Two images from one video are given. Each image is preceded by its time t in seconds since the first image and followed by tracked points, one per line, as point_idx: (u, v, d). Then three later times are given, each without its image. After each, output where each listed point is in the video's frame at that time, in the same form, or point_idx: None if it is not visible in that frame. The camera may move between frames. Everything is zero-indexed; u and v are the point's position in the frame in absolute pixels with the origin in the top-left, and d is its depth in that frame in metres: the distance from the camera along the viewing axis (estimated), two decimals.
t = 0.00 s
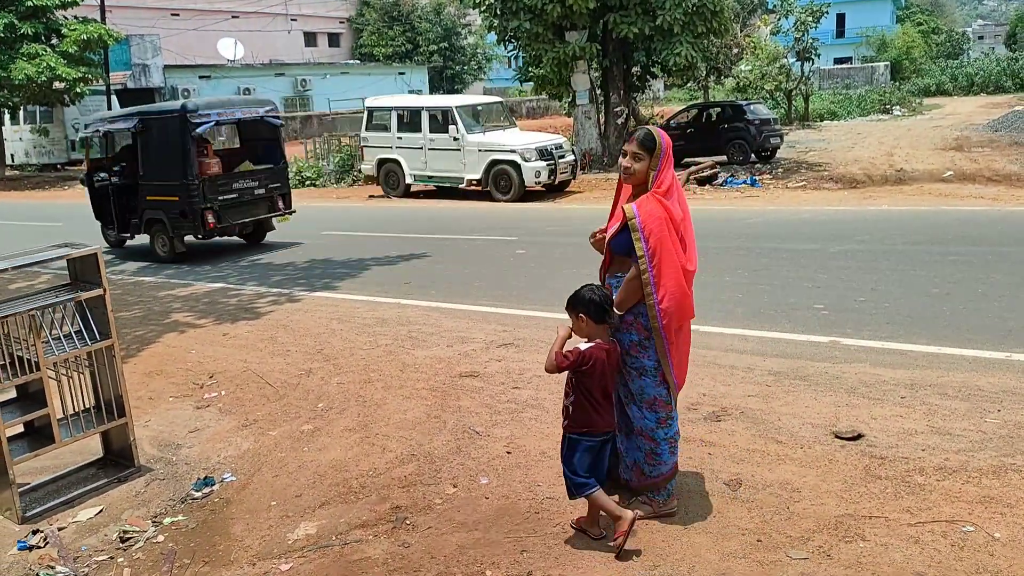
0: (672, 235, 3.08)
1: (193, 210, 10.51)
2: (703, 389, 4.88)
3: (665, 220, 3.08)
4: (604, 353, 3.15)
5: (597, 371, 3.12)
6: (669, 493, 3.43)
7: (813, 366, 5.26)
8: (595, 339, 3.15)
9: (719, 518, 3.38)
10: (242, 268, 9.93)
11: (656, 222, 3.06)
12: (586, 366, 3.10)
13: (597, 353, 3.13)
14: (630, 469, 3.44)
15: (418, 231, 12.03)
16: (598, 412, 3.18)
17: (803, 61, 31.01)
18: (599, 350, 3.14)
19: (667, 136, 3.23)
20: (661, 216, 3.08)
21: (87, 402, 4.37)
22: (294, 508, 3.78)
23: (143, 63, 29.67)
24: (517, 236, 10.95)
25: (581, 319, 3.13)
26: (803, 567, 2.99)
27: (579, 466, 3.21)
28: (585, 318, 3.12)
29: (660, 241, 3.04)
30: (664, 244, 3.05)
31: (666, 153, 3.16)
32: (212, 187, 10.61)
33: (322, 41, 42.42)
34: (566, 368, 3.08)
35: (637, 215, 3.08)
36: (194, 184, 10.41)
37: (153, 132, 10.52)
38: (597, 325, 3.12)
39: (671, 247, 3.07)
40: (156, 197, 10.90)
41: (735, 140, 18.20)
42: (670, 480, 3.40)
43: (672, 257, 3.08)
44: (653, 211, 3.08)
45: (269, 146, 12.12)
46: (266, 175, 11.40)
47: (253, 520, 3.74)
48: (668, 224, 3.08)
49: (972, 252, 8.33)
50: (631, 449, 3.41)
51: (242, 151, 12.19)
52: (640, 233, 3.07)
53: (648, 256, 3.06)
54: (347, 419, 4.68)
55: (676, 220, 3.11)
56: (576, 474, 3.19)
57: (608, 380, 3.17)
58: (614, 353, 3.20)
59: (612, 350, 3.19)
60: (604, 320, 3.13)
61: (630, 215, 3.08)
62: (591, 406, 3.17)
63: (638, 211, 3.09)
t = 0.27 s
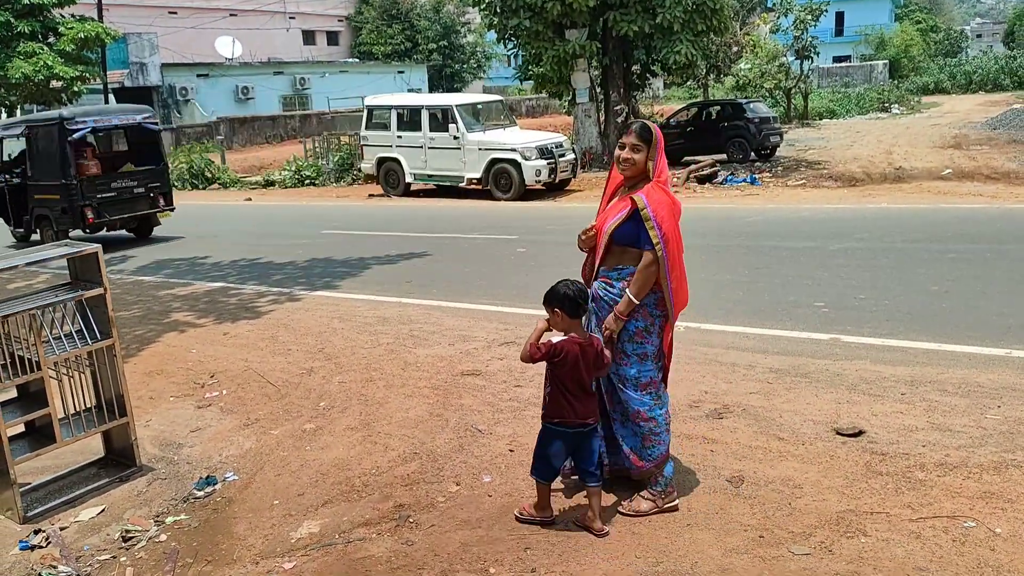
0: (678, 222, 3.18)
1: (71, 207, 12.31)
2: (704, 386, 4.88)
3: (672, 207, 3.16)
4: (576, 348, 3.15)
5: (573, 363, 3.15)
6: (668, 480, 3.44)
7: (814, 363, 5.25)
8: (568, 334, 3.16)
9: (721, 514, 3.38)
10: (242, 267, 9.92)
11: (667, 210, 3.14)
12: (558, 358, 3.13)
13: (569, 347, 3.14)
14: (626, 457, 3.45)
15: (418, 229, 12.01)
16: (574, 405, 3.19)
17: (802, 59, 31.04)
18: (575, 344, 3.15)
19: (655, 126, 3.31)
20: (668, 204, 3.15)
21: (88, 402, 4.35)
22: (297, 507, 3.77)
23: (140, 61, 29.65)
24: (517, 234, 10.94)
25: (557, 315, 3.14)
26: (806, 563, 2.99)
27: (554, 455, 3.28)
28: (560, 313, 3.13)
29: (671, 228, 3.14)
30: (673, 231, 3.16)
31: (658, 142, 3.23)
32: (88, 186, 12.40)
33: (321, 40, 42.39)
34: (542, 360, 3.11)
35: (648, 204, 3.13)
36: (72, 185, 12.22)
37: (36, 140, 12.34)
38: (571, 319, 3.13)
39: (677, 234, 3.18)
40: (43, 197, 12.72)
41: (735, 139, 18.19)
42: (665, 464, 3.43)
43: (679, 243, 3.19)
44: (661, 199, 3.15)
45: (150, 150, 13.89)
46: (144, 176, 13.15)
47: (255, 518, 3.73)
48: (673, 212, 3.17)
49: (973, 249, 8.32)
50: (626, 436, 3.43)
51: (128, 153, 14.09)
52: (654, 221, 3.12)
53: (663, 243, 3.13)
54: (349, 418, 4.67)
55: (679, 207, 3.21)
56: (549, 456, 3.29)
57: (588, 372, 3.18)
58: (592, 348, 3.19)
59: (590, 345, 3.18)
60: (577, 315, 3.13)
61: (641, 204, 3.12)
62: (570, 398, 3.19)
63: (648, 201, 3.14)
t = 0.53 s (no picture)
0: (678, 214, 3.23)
1: None
2: (706, 380, 4.89)
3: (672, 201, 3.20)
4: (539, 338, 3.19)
5: (534, 353, 3.20)
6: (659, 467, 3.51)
7: (815, 357, 5.26)
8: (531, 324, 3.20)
9: (724, 507, 3.39)
10: (243, 265, 9.93)
11: (669, 203, 3.18)
12: (521, 347, 3.19)
13: (530, 338, 3.19)
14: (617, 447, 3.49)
15: (419, 226, 12.02)
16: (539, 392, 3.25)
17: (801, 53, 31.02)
18: (535, 335, 3.19)
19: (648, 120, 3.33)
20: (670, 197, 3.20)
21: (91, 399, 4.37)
22: (300, 503, 3.79)
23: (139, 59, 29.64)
24: (517, 230, 10.94)
25: (524, 305, 3.19)
26: (809, 556, 3.00)
27: (522, 448, 3.34)
28: (525, 304, 3.18)
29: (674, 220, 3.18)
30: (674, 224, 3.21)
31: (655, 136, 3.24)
32: None
33: (319, 37, 42.34)
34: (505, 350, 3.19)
35: (652, 198, 3.16)
36: None
37: None
38: (535, 311, 3.17)
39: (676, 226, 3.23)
40: None
41: (735, 134, 18.14)
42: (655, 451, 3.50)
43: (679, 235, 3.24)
44: (662, 193, 3.18)
45: (56, 152, 14.70)
46: (49, 177, 14.05)
47: (260, 515, 3.74)
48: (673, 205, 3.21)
49: (973, 242, 8.33)
50: (618, 426, 3.45)
51: (37, 156, 15.00)
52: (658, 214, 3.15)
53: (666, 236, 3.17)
54: (352, 414, 4.69)
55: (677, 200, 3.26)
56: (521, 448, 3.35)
57: (550, 362, 3.22)
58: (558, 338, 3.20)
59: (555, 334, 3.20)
60: (542, 307, 3.15)
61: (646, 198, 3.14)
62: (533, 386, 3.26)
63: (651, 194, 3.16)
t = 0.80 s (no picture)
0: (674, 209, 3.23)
1: None
2: (707, 374, 4.90)
3: (669, 195, 3.19)
4: (520, 330, 3.24)
5: (518, 345, 3.24)
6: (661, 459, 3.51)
7: (815, 351, 5.27)
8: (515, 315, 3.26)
9: (726, 501, 3.41)
10: (244, 262, 9.94)
11: (664, 197, 3.17)
12: (504, 339, 3.25)
13: (513, 329, 3.24)
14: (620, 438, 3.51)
15: (419, 222, 12.03)
16: (525, 384, 3.29)
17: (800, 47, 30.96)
18: (516, 327, 3.24)
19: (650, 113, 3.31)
20: (667, 191, 3.19)
21: (93, 397, 4.38)
22: (303, 498, 3.80)
23: (138, 58, 29.62)
24: (517, 226, 10.95)
25: (507, 297, 3.24)
26: (811, 549, 3.01)
27: (518, 441, 3.40)
28: (509, 296, 3.22)
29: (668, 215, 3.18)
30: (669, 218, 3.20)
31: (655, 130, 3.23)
32: None
33: (318, 34, 42.30)
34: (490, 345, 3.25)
35: (647, 192, 3.16)
36: None
37: None
38: (518, 304, 3.21)
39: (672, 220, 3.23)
40: None
41: (735, 128, 18.14)
42: (658, 443, 3.51)
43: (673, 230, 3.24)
44: (660, 187, 3.17)
45: None
46: None
47: (263, 510, 3.76)
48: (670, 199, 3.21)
49: (974, 235, 8.33)
50: (622, 417, 3.48)
51: None
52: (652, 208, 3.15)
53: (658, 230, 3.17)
54: (353, 410, 4.70)
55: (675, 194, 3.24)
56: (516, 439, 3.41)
57: (534, 353, 3.26)
58: (541, 330, 3.25)
59: (537, 325, 3.25)
60: (524, 299, 3.20)
61: (641, 192, 3.15)
62: (521, 379, 3.30)
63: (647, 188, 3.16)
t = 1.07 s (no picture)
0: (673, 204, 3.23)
1: None
2: (709, 369, 4.91)
3: (668, 191, 3.19)
4: (518, 325, 3.24)
5: (516, 339, 3.25)
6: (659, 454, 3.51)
7: (817, 345, 5.27)
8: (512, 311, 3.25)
9: (727, 496, 3.41)
10: (245, 259, 9.95)
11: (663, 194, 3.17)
12: (503, 335, 3.25)
13: (511, 324, 3.24)
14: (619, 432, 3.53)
15: (420, 218, 12.03)
16: (524, 378, 3.30)
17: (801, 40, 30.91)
18: (514, 321, 3.24)
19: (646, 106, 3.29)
20: (664, 188, 3.19)
21: (96, 395, 4.38)
22: (306, 495, 3.81)
23: (138, 56, 29.59)
24: (518, 222, 10.95)
25: (504, 292, 3.23)
26: (813, 543, 3.02)
27: (519, 437, 3.41)
28: (506, 292, 3.21)
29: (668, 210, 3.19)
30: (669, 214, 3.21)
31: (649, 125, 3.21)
32: None
33: (318, 30, 42.27)
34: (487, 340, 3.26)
35: (646, 189, 3.16)
36: None
37: None
38: (516, 298, 3.21)
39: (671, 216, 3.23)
40: None
41: (735, 122, 18.12)
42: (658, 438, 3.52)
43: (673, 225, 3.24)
44: (658, 183, 3.18)
45: None
46: None
47: (266, 507, 3.77)
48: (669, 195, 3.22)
49: (976, 227, 8.32)
50: (620, 413, 3.48)
51: None
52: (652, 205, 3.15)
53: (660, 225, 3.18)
54: (355, 407, 4.71)
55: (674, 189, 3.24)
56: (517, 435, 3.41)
57: (531, 347, 3.27)
58: (538, 325, 3.25)
59: (535, 320, 3.26)
60: (522, 295, 3.20)
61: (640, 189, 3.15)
62: (520, 372, 3.31)
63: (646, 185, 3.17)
